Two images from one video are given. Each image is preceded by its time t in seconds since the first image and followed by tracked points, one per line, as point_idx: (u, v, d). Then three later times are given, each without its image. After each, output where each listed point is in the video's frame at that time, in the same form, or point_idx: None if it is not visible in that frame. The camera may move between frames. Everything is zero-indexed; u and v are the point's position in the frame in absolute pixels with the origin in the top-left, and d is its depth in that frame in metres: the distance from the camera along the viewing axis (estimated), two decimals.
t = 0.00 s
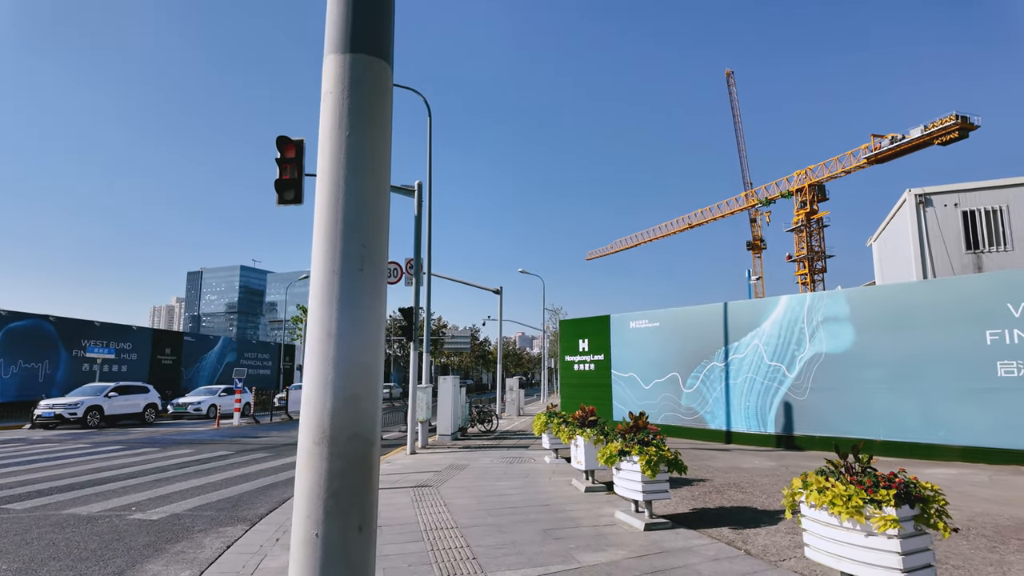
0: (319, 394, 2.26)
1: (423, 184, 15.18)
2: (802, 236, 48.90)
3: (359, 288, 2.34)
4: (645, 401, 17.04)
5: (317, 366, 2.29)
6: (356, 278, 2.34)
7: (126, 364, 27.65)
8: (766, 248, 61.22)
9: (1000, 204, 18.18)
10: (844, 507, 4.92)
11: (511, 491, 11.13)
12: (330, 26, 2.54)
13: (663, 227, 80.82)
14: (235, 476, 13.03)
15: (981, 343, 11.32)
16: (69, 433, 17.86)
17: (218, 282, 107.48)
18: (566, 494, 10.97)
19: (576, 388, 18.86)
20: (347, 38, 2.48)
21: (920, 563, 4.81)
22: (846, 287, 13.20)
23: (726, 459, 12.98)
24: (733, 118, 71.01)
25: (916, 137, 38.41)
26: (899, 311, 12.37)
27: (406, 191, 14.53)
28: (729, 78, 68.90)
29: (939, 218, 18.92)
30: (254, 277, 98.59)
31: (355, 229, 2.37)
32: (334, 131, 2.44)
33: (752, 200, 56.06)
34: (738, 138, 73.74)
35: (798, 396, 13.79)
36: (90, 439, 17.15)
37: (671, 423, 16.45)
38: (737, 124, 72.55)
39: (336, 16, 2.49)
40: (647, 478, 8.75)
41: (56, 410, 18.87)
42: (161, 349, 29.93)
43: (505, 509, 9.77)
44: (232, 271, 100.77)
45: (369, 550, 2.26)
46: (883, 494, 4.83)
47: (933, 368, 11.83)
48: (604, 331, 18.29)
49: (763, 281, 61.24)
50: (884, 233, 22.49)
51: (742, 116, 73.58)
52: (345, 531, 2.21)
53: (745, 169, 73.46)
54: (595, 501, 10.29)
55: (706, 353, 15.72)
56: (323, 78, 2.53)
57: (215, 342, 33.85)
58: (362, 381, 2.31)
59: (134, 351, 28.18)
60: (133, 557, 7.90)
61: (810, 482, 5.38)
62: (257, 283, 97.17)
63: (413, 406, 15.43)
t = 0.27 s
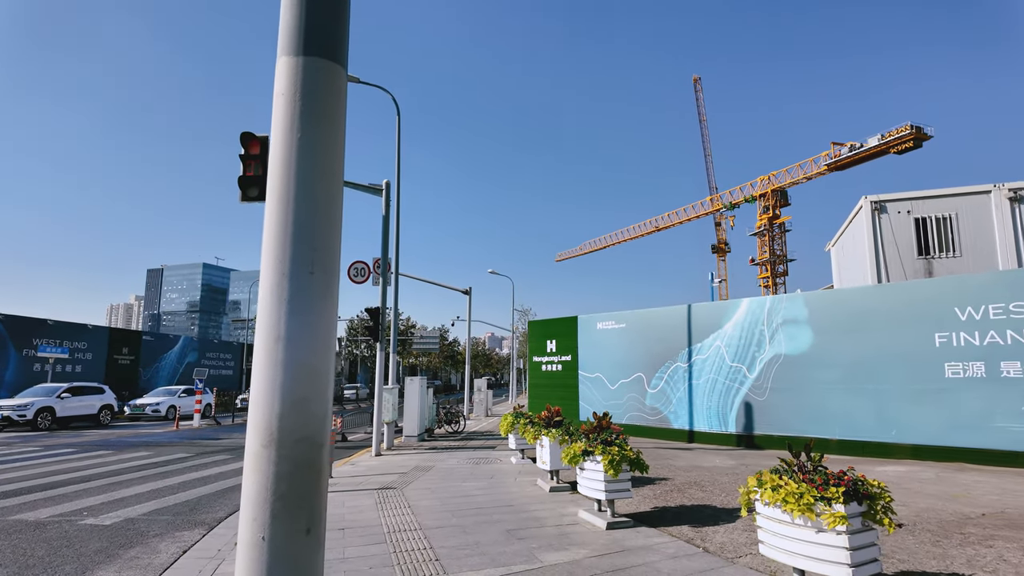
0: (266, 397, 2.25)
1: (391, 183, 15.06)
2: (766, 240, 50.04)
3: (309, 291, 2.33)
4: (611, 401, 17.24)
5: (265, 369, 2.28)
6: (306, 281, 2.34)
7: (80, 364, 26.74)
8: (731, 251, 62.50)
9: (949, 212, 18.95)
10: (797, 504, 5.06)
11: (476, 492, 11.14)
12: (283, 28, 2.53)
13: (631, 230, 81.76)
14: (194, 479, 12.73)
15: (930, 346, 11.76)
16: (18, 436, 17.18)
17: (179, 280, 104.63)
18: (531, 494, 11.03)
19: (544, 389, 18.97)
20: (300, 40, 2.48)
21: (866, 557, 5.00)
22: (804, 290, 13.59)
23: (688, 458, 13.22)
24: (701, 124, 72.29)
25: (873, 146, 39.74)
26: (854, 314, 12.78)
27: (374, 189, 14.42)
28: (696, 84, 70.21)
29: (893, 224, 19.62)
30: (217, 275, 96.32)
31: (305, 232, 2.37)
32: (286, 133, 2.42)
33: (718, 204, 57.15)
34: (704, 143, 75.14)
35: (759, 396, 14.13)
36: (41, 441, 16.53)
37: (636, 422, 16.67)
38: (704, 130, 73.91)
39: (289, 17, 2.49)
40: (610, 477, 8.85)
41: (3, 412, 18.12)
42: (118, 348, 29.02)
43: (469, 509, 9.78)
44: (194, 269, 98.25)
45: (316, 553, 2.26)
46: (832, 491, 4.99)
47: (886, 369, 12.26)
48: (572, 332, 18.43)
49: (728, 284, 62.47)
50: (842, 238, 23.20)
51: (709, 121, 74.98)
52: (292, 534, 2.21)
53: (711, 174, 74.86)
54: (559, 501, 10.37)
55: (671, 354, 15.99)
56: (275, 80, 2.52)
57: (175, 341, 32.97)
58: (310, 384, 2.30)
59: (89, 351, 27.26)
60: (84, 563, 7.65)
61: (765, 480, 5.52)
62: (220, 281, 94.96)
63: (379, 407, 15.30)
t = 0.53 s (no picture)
0: (222, 401, 2.22)
1: (356, 181, 14.88)
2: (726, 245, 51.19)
3: (266, 294, 2.31)
4: (574, 402, 17.40)
5: (221, 373, 2.25)
6: (264, 284, 2.31)
7: (25, 364, 25.58)
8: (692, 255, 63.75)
9: (898, 220, 19.75)
10: (751, 503, 5.21)
11: (439, 493, 11.10)
12: (244, 27, 2.50)
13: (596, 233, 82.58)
14: (146, 483, 12.32)
15: (879, 348, 12.22)
16: None
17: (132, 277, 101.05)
18: (494, 494, 11.05)
19: (508, 389, 19.03)
20: (261, 41, 2.45)
21: (816, 553, 5.18)
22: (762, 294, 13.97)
23: (649, 457, 13.45)
24: (665, 129, 73.56)
25: (828, 155, 41.10)
26: (808, 318, 13.20)
27: (338, 188, 14.21)
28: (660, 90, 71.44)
29: (846, 231, 20.33)
30: (173, 272, 93.40)
31: (264, 234, 2.34)
32: (245, 134, 2.39)
33: (680, 209, 58.21)
34: (668, 149, 76.48)
35: (717, 396, 14.46)
36: None
37: (598, 423, 16.87)
38: (667, 135, 75.22)
39: (250, 17, 2.46)
40: (572, 477, 8.93)
41: None
42: (66, 348, 27.88)
43: (432, 511, 9.74)
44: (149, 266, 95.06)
45: (273, 559, 2.24)
46: (785, 490, 5.15)
47: (837, 371, 12.70)
48: (536, 333, 18.54)
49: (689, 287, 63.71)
50: (798, 243, 23.94)
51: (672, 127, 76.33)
52: (247, 540, 2.18)
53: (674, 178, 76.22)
54: (522, 502, 10.43)
55: (633, 356, 16.23)
56: (235, 80, 2.48)
57: (128, 341, 31.84)
58: (268, 388, 2.28)
59: (34, 350, 26.10)
60: (26, 573, 7.33)
61: (722, 479, 5.67)
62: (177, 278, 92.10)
63: (341, 408, 15.09)
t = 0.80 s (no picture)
0: (179, 407, 2.16)
1: (319, 179, 14.62)
2: (686, 248, 52.23)
3: (227, 299, 2.25)
4: (538, 403, 17.50)
5: (177, 379, 2.18)
6: (224, 288, 2.25)
7: None
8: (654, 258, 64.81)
9: (850, 227, 20.49)
10: (709, 502, 5.33)
11: (401, 496, 11.00)
12: (205, 24, 2.43)
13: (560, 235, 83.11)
14: (94, 488, 11.84)
15: (831, 351, 12.65)
16: None
17: (80, 273, 96.93)
18: (457, 497, 11.02)
19: (472, 391, 19.00)
20: (223, 40, 2.40)
21: (770, 550, 5.33)
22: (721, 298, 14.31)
23: (610, 458, 13.61)
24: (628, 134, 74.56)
25: (785, 162, 42.37)
26: (765, 321, 13.58)
27: (299, 185, 13.94)
28: (624, 95, 72.49)
29: (801, 237, 20.99)
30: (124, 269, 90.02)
31: (223, 236, 2.28)
32: (206, 134, 2.33)
33: (643, 212, 59.07)
34: (632, 153, 77.56)
35: (677, 397, 14.74)
36: None
37: (561, 423, 16.98)
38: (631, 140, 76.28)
39: (211, 15, 2.40)
40: (535, 479, 8.95)
41: None
42: (7, 348, 26.56)
43: (393, 515, 9.64)
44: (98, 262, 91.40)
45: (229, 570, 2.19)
46: (741, 490, 5.28)
47: (792, 373, 13.10)
48: (501, 334, 18.56)
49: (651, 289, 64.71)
50: (756, 248, 24.59)
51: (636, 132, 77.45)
52: (203, 550, 2.12)
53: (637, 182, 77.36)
54: (484, 503, 10.42)
55: (596, 357, 16.40)
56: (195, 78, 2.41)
57: (74, 341, 30.54)
58: (227, 394, 2.22)
59: None
60: None
61: (681, 479, 5.78)
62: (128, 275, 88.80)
63: (301, 410, 14.80)
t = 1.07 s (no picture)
0: (133, 413, 2.08)
1: (280, 176, 14.30)
2: (647, 252, 53.06)
3: (185, 300, 2.18)
4: (501, 404, 17.51)
5: (131, 382, 2.10)
6: (182, 289, 2.18)
7: None
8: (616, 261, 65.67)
9: (804, 233, 21.18)
10: (669, 502, 5.42)
11: (361, 500, 10.84)
12: (166, 17, 2.36)
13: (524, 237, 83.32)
14: (35, 495, 11.30)
15: (785, 353, 13.04)
16: None
17: (22, 269, 92.37)
18: (418, 500, 10.92)
19: (435, 393, 18.89)
20: (184, 33, 2.32)
21: (727, 549, 5.45)
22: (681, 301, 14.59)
23: (572, 459, 13.72)
24: (593, 138, 75.31)
25: (743, 169, 43.51)
26: (723, 324, 13.89)
27: (259, 182, 13.59)
28: (588, 99, 73.26)
29: (758, 243, 21.58)
30: (70, 265, 86.21)
31: (183, 235, 2.21)
32: (165, 130, 2.26)
33: (606, 216, 59.71)
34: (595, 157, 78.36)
35: (637, 398, 14.96)
36: None
37: (524, 425, 17.03)
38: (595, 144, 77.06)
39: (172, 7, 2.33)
40: (497, 481, 8.95)
41: None
42: None
43: (353, 519, 9.49)
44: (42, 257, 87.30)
45: None
46: (700, 490, 5.39)
47: (748, 374, 13.44)
48: (464, 336, 18.50)
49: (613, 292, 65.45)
50: (714, 252, 25.17)
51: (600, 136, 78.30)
52: (157, 561, 2.05)
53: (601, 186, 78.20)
54: (446, 506, 10.36)
55: (559, 359, 16.51)
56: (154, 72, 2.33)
57: (15, 340, 29.05)
58: (185, 399, 2.15)
59: None
60: None
61: (641, 480, 5.87)
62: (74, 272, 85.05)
63: (258, 412, 14.43)
